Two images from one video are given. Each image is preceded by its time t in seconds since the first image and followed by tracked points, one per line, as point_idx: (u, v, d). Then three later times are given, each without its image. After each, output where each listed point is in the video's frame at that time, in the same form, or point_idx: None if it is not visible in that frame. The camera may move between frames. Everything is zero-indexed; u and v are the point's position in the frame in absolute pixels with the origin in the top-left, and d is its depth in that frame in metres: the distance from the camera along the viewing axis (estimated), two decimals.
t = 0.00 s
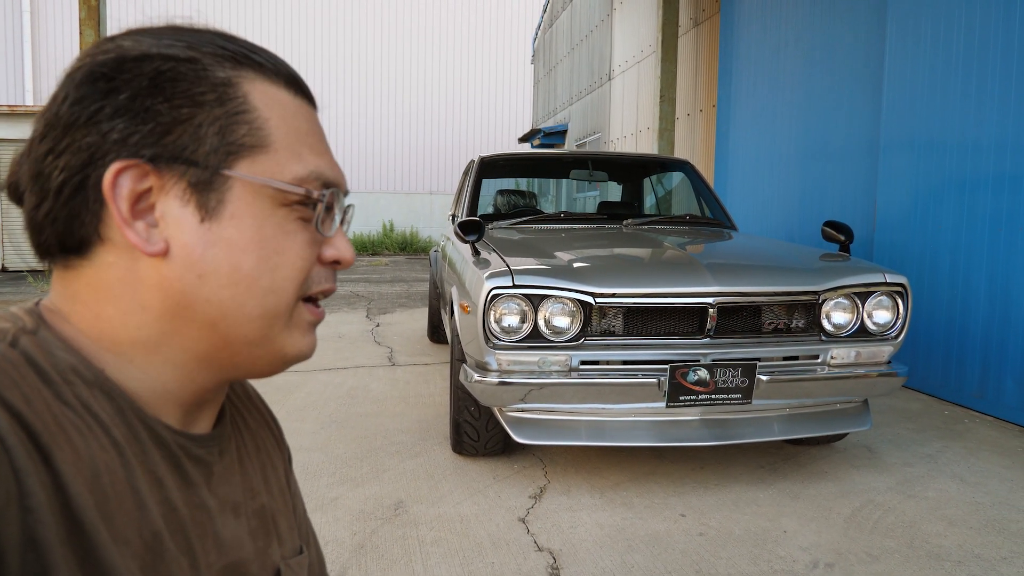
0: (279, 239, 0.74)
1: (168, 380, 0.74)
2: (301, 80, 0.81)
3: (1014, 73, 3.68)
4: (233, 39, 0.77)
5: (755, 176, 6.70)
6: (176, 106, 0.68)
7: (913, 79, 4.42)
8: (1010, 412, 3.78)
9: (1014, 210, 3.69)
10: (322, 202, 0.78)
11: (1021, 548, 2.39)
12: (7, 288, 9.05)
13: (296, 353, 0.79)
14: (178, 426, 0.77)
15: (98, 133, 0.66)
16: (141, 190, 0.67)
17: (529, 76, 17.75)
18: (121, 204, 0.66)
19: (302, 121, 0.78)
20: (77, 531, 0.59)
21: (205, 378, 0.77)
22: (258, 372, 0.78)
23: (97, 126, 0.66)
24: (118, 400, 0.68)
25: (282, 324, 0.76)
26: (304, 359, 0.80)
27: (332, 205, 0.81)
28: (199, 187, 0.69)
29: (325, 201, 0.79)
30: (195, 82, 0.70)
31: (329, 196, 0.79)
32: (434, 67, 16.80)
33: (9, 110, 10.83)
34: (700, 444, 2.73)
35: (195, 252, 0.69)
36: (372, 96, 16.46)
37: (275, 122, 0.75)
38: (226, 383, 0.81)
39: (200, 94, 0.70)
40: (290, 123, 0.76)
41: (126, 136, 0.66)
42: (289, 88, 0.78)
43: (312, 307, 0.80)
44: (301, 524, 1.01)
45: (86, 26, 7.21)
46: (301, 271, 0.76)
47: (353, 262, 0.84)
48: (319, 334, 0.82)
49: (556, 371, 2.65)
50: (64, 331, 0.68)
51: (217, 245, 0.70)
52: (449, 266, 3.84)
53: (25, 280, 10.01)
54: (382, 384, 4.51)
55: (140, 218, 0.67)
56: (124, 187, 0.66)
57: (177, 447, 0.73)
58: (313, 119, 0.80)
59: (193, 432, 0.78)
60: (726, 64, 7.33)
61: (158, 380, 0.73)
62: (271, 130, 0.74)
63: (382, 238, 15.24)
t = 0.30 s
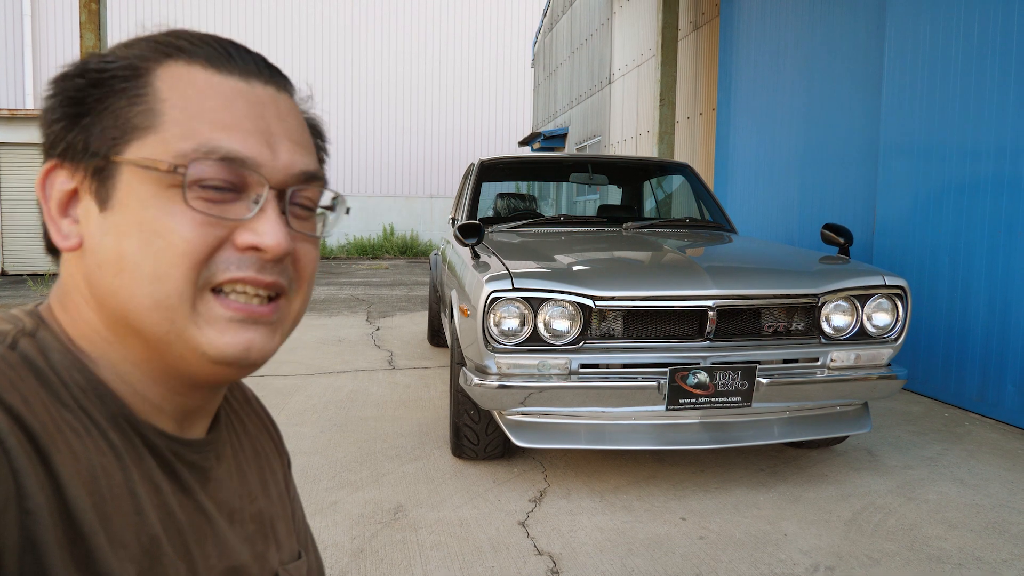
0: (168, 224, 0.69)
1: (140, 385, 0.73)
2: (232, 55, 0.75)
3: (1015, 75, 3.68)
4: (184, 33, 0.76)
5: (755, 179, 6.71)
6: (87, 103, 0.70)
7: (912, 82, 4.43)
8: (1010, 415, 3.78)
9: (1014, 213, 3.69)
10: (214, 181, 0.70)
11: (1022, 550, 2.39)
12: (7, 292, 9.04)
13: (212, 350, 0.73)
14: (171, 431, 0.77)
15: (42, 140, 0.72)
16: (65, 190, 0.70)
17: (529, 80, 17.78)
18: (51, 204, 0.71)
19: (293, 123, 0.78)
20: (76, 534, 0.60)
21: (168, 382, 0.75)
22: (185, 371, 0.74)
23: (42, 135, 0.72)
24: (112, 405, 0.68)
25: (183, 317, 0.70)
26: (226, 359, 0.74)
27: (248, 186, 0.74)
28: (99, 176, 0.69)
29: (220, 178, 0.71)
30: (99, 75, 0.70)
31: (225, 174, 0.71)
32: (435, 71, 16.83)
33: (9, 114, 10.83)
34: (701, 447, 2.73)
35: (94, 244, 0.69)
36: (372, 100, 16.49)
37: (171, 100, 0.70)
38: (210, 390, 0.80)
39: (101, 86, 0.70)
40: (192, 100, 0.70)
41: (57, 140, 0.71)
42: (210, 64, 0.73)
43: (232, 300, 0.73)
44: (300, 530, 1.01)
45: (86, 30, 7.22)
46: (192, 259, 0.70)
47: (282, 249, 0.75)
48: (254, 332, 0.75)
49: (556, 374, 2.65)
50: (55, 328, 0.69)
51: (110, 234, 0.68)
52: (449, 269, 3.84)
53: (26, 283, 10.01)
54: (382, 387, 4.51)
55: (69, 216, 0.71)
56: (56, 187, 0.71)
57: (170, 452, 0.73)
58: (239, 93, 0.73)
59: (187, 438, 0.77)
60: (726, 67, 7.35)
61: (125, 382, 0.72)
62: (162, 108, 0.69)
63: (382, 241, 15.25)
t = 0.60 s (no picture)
0: (146, 233, 0.69)
1: (138, 394, 0.73)
2: (214, 58, 0.75)
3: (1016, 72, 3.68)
4: (171, 38, 0.76)
5: (755, 177, 6.71)
6: (71, 113, 0.71)
7: (913, 80, 4.42)
8: (1012, 413, 3.78)
9: (1016, 210, 3.69)
10: (191, 188, 0.70)
11: None
12: (8, 295, 9.04)
13: (194, 359, 0.72)
14: (175, 436, 0.77)
15: (35, 152, 0.73)
16: (58, 201, 0.71)
17: (529, 79, 17.79)
18: (44, 214, 0.72)
19: (286, 128, 0.78)
20: (80, 538, 0.60)
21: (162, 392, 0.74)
22: (172, 381, 0.73)
23: (35, 147, 0.73)
24: (117, 409, 0.68)
25: (163, 326, 0.70)
26: (208, 368, 0.73)
27: (227, 193, 0.73)
28: (83, 185, 0.69)
29: (195, 184, 0.70)
30: (82, 85, 0.71)
31: (202, 181, 0.71)
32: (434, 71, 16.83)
33: (8, 118, 10.83)
34: (703, 446, 2.73)
35: (79, 252, 0.69)
36: (372, 101, 16.49)
37: (149, 107, 0.69)
38: (207, 401, 0.79)
39: (83, 95, 0.71)
40: (169, 106, 0.70)
41: (48, 151, 0.72)
42: (192, 69, 0.72)
43: (213, 309, 0.72)
44: (307, 533, 1.01)
45: (85, 33, 7.22)
46: (170, 267, 0.69)
47: (261, 256, 0.74)
48: (238, 341, 0.74)
49: (558, 375, 2.65)
50: (55, 333, 0.69)
51: (93, 243, 0.69)
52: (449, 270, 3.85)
53: (26, 286, 10.02)
54: (383, 388, 4.51)
55: (61, 225, 0.72)
56: (49, 198, 0.72)
57: (175, 456, 0.73)
58: (219, 97, 0.72)
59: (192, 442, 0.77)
60: (725, 66, 7.34)
61: (122, 391, 0.72)
62: (141, 116, 0.69)
63: (383, 242, 15.26)
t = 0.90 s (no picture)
0: (148, 232, 0.69)
1: (141, 392, 0.74)
2: (213, 56, 0.75)
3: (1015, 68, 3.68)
4: (169, 36, 0.76)
5: (754, 173, 6.71)
6: (71, 112, 0.71)
7: (912, 76, 4.42)
8: (1011, 408, 3.79)
9: (1015, 205, 3.69)
10: (191, 187, 0.70)
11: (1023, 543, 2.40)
12: (7, 293, 9.05)
13: (197, 356, 0.72)
14: (177, 433, 0.78)
15: (34, 151, 0.73)
16: (59, 200, 0.71)
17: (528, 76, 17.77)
18: (45, 213, 0.72)
19: (284, 126, 0.78)
20: (84, 536, 0.60)
21: (165, 388, 0.75)
22: (175, 379, 0.74)
23: (34, 146, 0.73)
24: (118, 408, 0.68)
25: (166, 324, 0.70)
26: (213, 365, 0.73)
27: (228, 191, 0.73)
28: (84, 185, 0.70)
29: (196, 183, 0.71)
30: (82, 83, 0.71)
31: (203, 180, 0.71)
32: (433, 67, 16.81)
33: (7, 116, 10.82)
34: (703, 443, 2.74)
35: (80, 252, 0.69)
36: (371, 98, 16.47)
37: (149, 106, 0.70)
38: (213, 395, 0.80)
39: (82, 94, 0.71)
40: (169, 104, 0.70)
41: (48, 150, 0.72)
42: (192, 68, 0.73)
43: (216, 307, 0.72)
44: (311, 530, 1.02)
45: (83, 30, 7.21)
46: (172, 266, 0.69)
47: (262, 255, 0.74)
48: (241, 338, 0.74)
49: (558, 372, 2.66)
50: (57, 331, 0.69)
51: (94, 242, 0.69)
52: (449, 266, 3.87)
53: (26, 284, 10.01)
54: (383, 386, 4.52)
55: (62, 225, 0.72)
56: (49, 197, 0.72)
57: (178, 453, 0.74)
58: (219, 95, 0.72)
59: (194, 440, 0.78)
60: (724, 61, 7.33)
61: (123, 389, 0.72)
62: (141, 115, 0.70)
63: (382, 239, 15.26)
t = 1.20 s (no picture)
0: (155, 231, 0.69)
1: (147, 387, 0.74)
2: (213, 54, 0.75)
3: (1009, 71, 3.69)
4: (166, 34, 0.76)
5: (750, 177, 6.73)
6: (70, 111, 0.71)
7: (907, 78, 4.44)
8: (1007, 409, 3.80)
9: (1009, 207, 3.70)
10: (197, 186, 0.71)
11: (1020, 543, 2.40)
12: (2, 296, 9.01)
13: (208, 349, 0.73)
14: (177, 431, 0.77)
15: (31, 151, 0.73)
16: (57, 199, 0.71)
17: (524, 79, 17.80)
18: (42, 213, 0.71)
19: (282, 124, 0.78)
20: (83, 533, 0.60)
21: (170, 383, 0.75)
22: (185, 372, 0.74)
23: (31, 145, 0.73)
24: (118, 406, 0.68)
25: (176, 320, 0.70)
26: (223, 358, 0.74)
27: (232, 190, 0.73)
28: (85, 185, 0.69)
29: (202, 183, 0.71)
30: (81, 82, 0.71)
31: (209, 179, 0.71)
32: (429, 70, 16.83)
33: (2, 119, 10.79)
34: (700, 444, 2.74)
35: (84, 252, 0.69)
36: (367, 101, 16.48)
37: (151, 105, 0.69)
38: (213, 390, 0.79)
39: (81, 94, 0.71)
40: (172, 103, 0.70)
41: (45, 149, 0.72)
42: (193, 67, 0.72)
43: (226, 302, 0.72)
44: (308, 528, 1.01)
45: (79, 33, 7.20)
46: (181, 263, 0.70)
47: (269, 253, 0.74)
48: (250, 329, 0.74)
49: (555, 374, 2.66)
50: (57, 330, 0.69)
51: (98, 242, 0.69)
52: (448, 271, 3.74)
53: (20, 288, 9.98)
54: (379, 389, 4.51)
55: (60, 224, 0.71)
56: (45, 197, 0.72)
57: (177, 451, 0.73)
58: (221, 94, 0.72)
59: (194, 437, 0.78)
60: (720, 65, 7.35)
61: (126, 388, 0.72)
62: (143, 114, 0.69)
63: (379, 242, 15.25)
